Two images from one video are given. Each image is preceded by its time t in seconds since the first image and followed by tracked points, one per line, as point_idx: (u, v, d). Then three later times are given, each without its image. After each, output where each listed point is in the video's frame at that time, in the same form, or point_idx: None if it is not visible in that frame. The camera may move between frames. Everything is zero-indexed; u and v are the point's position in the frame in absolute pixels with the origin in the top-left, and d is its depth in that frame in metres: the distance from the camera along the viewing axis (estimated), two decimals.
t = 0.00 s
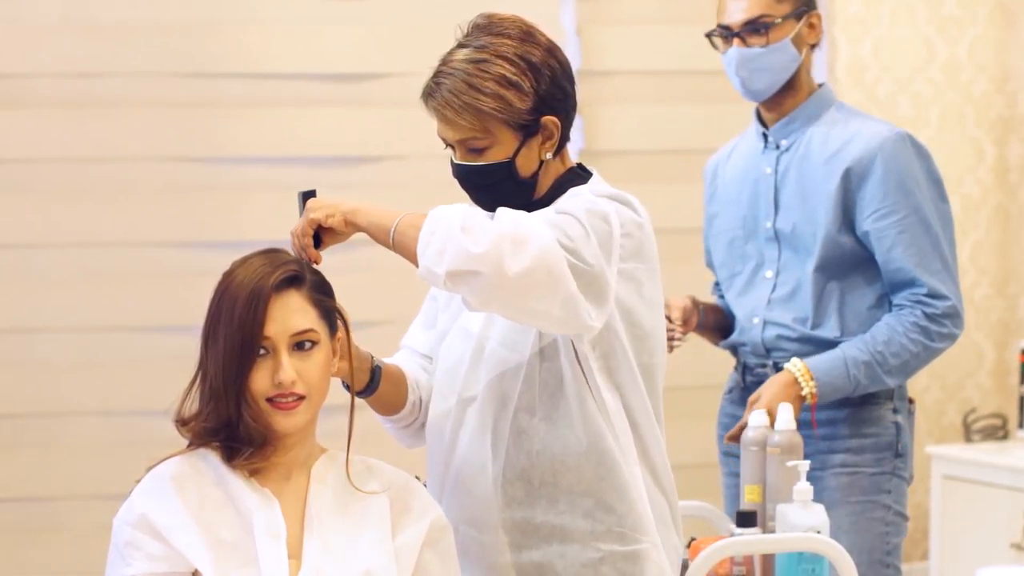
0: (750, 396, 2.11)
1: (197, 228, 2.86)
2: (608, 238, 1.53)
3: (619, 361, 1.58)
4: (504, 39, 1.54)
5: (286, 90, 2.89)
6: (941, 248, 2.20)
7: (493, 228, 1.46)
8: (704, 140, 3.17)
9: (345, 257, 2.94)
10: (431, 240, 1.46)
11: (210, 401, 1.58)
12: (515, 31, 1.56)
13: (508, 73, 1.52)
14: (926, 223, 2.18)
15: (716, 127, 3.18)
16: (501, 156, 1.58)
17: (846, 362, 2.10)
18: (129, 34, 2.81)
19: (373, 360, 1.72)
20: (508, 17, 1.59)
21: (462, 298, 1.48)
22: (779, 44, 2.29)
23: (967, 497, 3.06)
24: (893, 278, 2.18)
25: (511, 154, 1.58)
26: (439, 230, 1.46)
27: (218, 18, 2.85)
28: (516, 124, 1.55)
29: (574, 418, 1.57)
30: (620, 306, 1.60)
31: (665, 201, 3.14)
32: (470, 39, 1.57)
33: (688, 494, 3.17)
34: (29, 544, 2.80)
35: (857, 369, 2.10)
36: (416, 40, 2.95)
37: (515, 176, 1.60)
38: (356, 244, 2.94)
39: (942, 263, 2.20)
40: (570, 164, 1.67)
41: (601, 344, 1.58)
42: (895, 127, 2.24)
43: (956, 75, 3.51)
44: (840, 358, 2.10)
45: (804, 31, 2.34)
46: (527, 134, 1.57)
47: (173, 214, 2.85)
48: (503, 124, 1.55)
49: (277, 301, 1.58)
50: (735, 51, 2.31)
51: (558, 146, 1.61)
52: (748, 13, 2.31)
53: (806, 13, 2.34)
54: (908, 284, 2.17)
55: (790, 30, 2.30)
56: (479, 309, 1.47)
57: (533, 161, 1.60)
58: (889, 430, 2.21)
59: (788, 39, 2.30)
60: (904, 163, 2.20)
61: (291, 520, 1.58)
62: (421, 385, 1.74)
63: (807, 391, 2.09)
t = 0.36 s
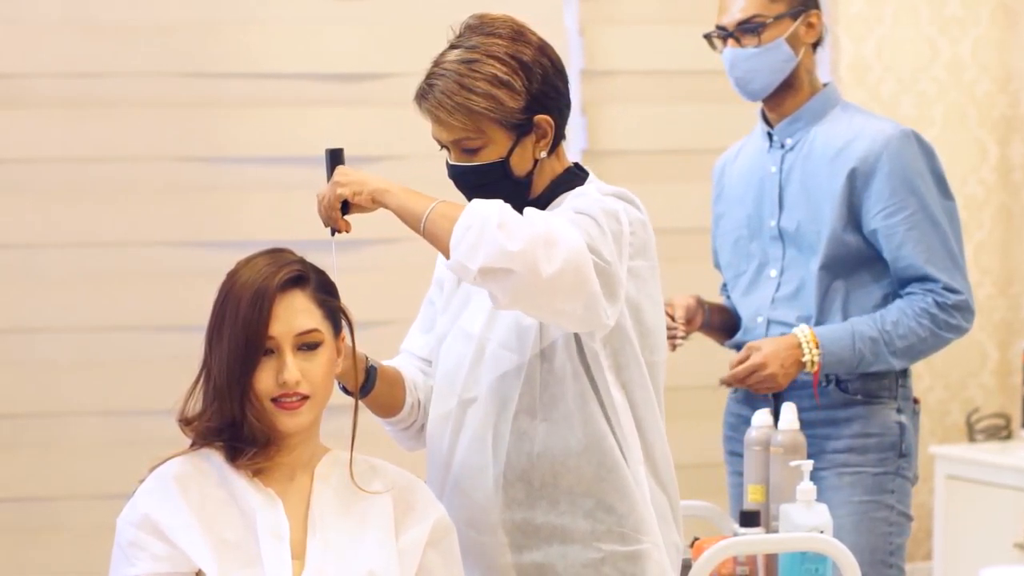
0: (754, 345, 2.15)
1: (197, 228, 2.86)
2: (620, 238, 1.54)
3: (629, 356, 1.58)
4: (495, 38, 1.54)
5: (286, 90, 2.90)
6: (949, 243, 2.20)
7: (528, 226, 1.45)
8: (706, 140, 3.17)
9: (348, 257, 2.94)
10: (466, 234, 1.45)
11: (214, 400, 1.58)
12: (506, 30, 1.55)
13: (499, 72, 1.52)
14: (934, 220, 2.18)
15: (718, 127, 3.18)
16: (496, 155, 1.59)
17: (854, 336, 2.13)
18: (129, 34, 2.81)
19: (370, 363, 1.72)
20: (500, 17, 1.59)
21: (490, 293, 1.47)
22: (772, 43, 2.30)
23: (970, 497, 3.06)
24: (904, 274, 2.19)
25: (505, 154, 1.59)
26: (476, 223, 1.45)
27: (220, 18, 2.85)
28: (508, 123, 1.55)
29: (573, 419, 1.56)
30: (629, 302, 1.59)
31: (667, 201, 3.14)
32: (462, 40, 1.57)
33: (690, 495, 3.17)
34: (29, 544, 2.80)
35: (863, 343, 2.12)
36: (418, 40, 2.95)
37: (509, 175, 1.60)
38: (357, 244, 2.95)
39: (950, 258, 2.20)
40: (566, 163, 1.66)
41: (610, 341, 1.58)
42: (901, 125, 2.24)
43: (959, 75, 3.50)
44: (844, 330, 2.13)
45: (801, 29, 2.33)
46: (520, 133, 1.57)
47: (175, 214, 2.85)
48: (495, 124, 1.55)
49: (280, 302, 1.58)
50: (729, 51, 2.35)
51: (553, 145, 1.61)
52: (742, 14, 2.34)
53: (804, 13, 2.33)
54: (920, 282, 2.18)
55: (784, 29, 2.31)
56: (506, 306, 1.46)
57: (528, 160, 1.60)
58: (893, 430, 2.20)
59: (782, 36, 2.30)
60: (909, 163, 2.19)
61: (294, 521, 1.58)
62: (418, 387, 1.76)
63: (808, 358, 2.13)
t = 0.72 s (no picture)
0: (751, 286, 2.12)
1: (199, 228, 2.86)
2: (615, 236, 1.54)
3: (624, 355, 1.57)
4: (492, 39, 1.54)
5: (288, 90, 2.90)
6: (950, 247, 2.20)
7: (512, 225, 1.44)
8: (708, 139, 3.17)
9: (351, 257, 2.94)
10: (451, 237, 1.44)
11: (216, 400, 1.58)
12: (503, 30, 1.55)
13: (498, 73, 1.52)
14: (938, 224, 2.18)
15: (720, 127, 3.18)
16: (495, 156, 1.59)
17: (853, 299, 2.11)
18: (130, 34, 2.81)
19: (382, 360, 1.72)
20: (495, 17, 1.58)
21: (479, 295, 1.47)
22: (778, 66, 2.28)
23: (973, 497, 3.06)
24: (905, 275, 2.19)
25: (505, 154, 1.59)
26: (461, 226, 1.44)
27: (222, 18, 2.85)
28: (507, 123, 1.55)
29: (569, 418, 1.56)
30: (627, 303, 1.59)
31: (669, 200, 3.14)
32: (459, 41, 1.57)
33: (692, 494, 3.17)
34: (31, 543, 2.80)
35: (857, 307, 2.11)
36: (420, 40, 2.96)
37: (509, 176, 1.61)
38: (359, 244, 2.95)
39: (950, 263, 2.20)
40: (565, 163, 1.66)
41: (607, 338, 1.57)
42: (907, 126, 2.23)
43: (962, 75, 3.50)
44: (838, 291, 2.12)
45: (802, 38, 2.30)
46: (519, 134, 1.57)
47: (178, 213, 2.85)
48: (494, 124, 1.55)
49: (282, 302, 1.58)
50: (738, 81, 2.33)
51: (551, 144, 1.61)
52: (740, 43, 2.31)
53: (801, 20, 2.30)
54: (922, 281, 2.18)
55: (787, 46, 2.28)
56: (496, 307, 1.46)
57: (527, 160, 1.60)
58: (893, 431, 2.19)
59: (788, 55, 2.28)
60: (915, 163, 2.19)
61: (297, 521, 1.58)
62: (430, 387, 1.76)
63: (802, 308, 2.11)
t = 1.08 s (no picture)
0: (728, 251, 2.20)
1: (201, 228, 2.86)
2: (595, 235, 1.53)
3: (611, 355, 1.57)
4: (496, 37, 1.54)
5: (290, 90, 2.90)
6: (937, 256, 2.19)
7: (477, 224, 1.44)
8: (711, 139, 3.16)
9: (352, 258, 2.95)
10: (416, 236, 1.45)
11: (219, 399, 1.58)
12: (506, 28, 1.55)
13: (500, 70, 1.52)
14: (929, 228, 2.17)
15: (724, 127, 3.18)
16: (495, 153, 1.59)
17: (827, 282, 2.13)
18: (131, 34, 2.81)
19: (370, 361, 1.72)
20: (499, 15, 1.58)
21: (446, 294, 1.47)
22: (781, 69, 2.28)
23: (976, 497, 3.05)
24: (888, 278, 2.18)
25: (504, 152, 1.59)
26: (424, 229, 1.45)
27: (223, 18, 2.85)
28: (508, 121, 1.55)
29: (563, 415, 1.56)
30: (612, 301, 1.59)
31: (671, 200, 3.14)
32: (462, 38, 1.56)
33: (694, 494, 3.17)
34: (32, 543, 2.81)
35: (830, 291, 2.13)
36: (421, 41, 2.96)
37: (508, 174, 1.61)
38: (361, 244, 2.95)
39: (936, 272, 2.19)
40: (562, 162, 1.66)
41: (594, 338, 1.57)
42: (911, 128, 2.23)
43: (965, 74, 3.49)
44: (816, 272, 2.14)
45: (806, 41, 2.30)
46: (519, 132, 1.57)
47: (178, 213, 2.85)
48: (494, 121, 1.55)
49: (284, 302, 1.58)
50: (742, 86, 2.34)
51: (551, 144, 1.61)
52: (743, 49, 2.31)
53: (804, 23, 2.29)
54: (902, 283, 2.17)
55: (792, 50, 2.28)
56: (465, 304, 1.46)
57: (525, 159, 1.61)
58: (888, 433, 2.19)
59: (793, 60, 2.28)
60: (915, 164, 2.18)
61: (300, 520, 1.58)
62: (418, 383, 1.76)
63: (774, 281, 2.16)
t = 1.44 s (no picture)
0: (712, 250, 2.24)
1: (201, 228, 2.86)
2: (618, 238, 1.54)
3: (625, 356, 1.59)
4: (498, 33, 1.54)
5: (290, 91, 2.90)
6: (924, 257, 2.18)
7: (533, 239, 1.45)
8: (712, 140, 3.16)
9: (352, 258, 2.95)
10: (471, 242, 1.45)
11: (219, 400, 1.58)
12: (509, 26, 1.55)
13: (503, 67, 1.52)
14: (915, 228, 2.16)
15: (725, 127, 3.18)
16: (495, 150, 1.58)
17: (807, 282, 2.14)
18: (131, 34, 2.81)
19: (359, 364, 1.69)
20: (501, 13, 1.58)
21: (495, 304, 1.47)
22: (777, 60, 2.29)
23: (977, 497, 3.05)
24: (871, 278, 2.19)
25: (503, 149, 1.58)
26: (481, 237, 1.44)
27: (223, 18, 2.85)
28: (508, 118, 1.55)
29: (565, 420, 1.56)
30: (623, 303, 1.60)
31: (672, 200, 3.13)
32: (464, 34, 1.56)
33: (695, 494, 3.17)
34: (33, 543, 2.81)
35: (809, 291, 2.14)
36: (421, 40, 2.96)
37: (506, 171, 1.60)
38: (362, 244, 2.95)
39: (921, 272, 2.18)
40: (558, 161, 1.66)
41: (609, 341, 1.59)
42: (904, 129, 2.22)
43: (966, 74, 3.49)
44: (796, 271, 2.15)
45: (807, 37, 2.29)
46: (519, 129, 1.57)
47: (178, 213, 2.85)
48: (495, 117, 1.55)
49: (284, 302, 1.58)
50: (739, 73, 2.35)
51: (550, 142, 1.61)
52: (743, 34, 2.33)
53: (807, 19, 2.29)
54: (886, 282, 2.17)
55: (790, 42, 2.29)
56: (506, 315, 1.47)
57: (524, 157, 1.61)
58: (875, 435, 2.18)
59: (788, 51, 2.29)
60: (906, 165, 2.18)
61: (300, 519, 1.58)
62: (408, 385, 1.75)
63: (752, 281, 2.18)
